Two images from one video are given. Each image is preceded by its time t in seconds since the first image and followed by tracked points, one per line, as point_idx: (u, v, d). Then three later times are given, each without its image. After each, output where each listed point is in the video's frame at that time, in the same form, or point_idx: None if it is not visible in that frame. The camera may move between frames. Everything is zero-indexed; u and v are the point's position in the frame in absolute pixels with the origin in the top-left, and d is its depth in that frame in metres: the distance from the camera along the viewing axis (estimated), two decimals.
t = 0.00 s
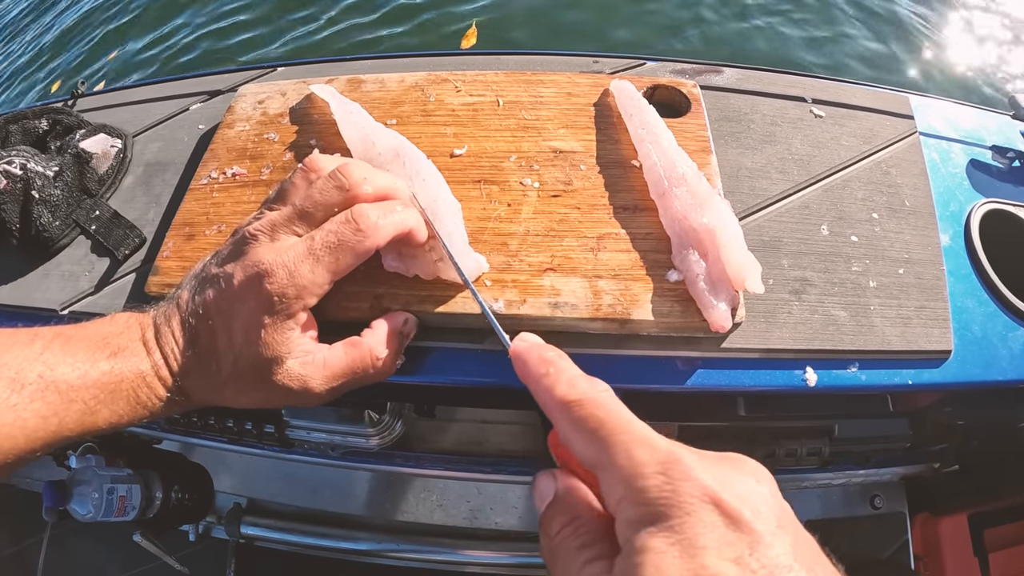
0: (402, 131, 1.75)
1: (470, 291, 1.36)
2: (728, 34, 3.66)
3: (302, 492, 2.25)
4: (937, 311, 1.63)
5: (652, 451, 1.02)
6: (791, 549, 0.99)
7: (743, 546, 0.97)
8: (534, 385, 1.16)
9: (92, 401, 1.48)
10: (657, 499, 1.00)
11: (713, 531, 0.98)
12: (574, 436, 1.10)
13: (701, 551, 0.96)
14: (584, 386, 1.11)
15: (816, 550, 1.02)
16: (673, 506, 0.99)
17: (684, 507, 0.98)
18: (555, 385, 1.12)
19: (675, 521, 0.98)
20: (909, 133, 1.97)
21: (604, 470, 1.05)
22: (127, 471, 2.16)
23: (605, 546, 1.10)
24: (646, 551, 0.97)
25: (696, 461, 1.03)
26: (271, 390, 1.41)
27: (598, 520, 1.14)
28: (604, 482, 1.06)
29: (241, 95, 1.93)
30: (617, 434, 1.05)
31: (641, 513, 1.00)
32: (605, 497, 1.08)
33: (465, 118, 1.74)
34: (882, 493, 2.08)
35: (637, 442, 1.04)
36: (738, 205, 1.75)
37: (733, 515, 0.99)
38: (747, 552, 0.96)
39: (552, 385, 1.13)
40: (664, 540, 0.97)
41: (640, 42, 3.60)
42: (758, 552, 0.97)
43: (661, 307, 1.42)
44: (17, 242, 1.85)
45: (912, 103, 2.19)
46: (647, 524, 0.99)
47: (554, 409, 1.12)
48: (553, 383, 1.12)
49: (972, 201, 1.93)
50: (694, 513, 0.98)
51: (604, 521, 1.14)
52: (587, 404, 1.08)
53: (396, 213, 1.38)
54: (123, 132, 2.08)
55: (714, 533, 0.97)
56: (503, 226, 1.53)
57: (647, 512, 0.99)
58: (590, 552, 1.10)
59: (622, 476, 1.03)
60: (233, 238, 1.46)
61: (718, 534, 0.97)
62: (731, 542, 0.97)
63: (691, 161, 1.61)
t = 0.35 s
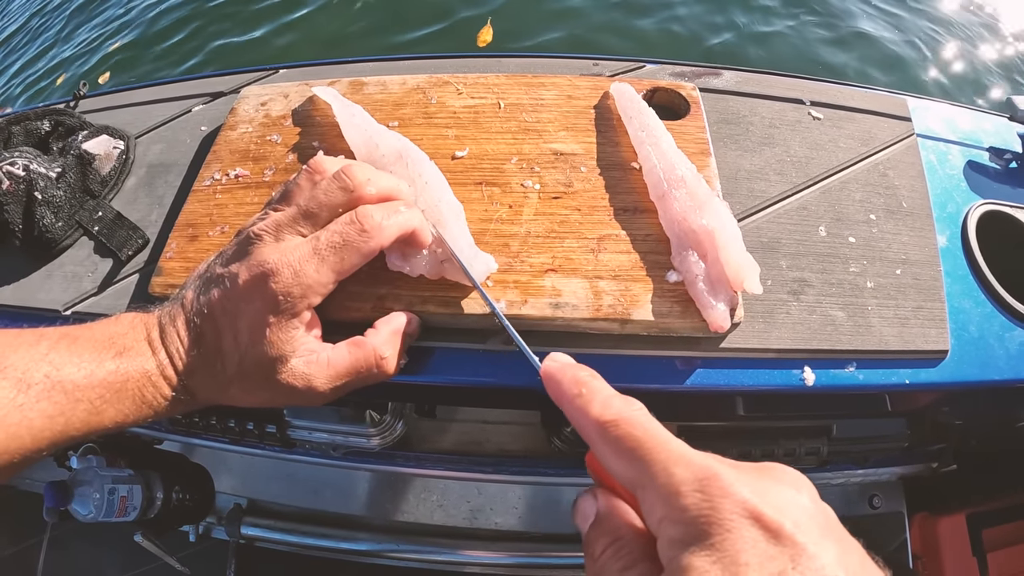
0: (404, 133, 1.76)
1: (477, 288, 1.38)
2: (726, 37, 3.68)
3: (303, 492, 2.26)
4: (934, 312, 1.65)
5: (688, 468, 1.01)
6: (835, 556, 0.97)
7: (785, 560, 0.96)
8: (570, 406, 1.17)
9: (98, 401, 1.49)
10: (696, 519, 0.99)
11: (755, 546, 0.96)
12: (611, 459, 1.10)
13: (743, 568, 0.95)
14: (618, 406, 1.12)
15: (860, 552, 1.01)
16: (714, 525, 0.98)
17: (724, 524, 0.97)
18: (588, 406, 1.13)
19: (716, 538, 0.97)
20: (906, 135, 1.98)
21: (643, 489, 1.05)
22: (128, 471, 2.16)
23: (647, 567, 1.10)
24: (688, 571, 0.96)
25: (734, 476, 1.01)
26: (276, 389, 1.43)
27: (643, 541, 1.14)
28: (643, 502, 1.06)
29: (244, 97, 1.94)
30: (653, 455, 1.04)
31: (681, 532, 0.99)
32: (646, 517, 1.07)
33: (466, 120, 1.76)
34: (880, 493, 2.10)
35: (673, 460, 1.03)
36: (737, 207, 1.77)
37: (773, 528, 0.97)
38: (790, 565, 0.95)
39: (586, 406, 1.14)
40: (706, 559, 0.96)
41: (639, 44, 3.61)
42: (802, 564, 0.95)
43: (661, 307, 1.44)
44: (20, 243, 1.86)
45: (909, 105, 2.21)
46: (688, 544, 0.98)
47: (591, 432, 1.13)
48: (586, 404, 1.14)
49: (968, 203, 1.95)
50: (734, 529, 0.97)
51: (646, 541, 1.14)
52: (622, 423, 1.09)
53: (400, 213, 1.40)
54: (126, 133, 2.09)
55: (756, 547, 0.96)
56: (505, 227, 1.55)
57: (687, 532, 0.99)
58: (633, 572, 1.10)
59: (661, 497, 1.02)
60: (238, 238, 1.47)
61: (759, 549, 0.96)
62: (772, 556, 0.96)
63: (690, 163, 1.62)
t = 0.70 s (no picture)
0: (402, 129, 1.76)
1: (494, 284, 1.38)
2: (727, 35, 3.67)
3: (301, 491, 2.26)
4: (934, 310, 1.64)
5: (725, 413, 0.98)
6: (870, 502, 0.96)
7: (833, 499, 0.92)
8: (592, 371, 1.16)
9: (93, 399, 1.48)
10: (740, 459, 0.94)
11: (803, 486, 0.92)
12: (639, 415, 1.07)
13: (796, 506, 0.90)
14: (643, 365, 1.11)
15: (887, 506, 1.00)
16: (760, 465, 0.93)
17: (771, 464, 0.93)
18: (614, 368, 1.13)
19: (764, 478, 0.92)
20: (905, 132, 1.98)
21: (677, 440, 1.01)
22: (126, 469, 2.17)
23: (681, 520, 1.05)
24: (739, 510, 0.91)
25: (770, 421, 0.99)
26: (271, 388, 1.42)
27: (669, 497, 1.09)
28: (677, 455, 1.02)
29: (241, 95, 1.94)
30: (685, 404, 1.02)
31: (725, 474, 0.94)
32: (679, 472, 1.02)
33: (464, 117, 1.75)
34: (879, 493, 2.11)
35: (707, 408, 1.00)
36: (736, 204, 1.76)
37: (817, 469, 0.94)
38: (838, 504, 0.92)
39: (610, 369, 1.13)
40: (757, 498, 0.91)
41: (639, 42, 3.60)
42: (848, 504, 0.92)
43: (659, 305, 1.43)
44: (16, 241, 1.85)
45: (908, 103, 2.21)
46: (734, 484, 0.93)
47: (617, 392, 1.11)
48: (611, 367, 1.13)
49: (968, 200, 1.95)
50: (781, 469, 0.93)
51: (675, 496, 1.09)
52: (651, 379, 1.07)
53: (394, 212, 1.40)
54: (122, 131, 2.08)
55: (804, 488, 0.92)
56: (502, 224, 1.54)
57: (732, 471, 0.93)
58: (668, 525, 1.04)
59: (697, 442, 0.98)
60: (233, 237, 1.46)
61: (808, 489, 0.92)
62: (821, 497, 0.92)
63: (689, 160, 1.62)
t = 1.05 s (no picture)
0: (411, 129, 1.74)
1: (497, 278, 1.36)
2: (731, 31, 3.65)
3: (300, 490, 2.25)
4: (937, 311, 1.64)
5: (718, 399, 0.94)
6: (868, 498, 0.90)
7: (825, 496, 0.87)
8: (582, 353, 1.13)
9: (91, 395, 1.47)
10: (732, 450, 0.89)
11: (795, 482, 0.87)
12: (627, 396, 1.03)
13: (785, 504, 0.85)
14: (632, 346, 1.07)
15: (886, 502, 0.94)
16: (752, 457, 0.89)
17: (764, 456, 0.88)
18: (602, 348, 1.09)
19: (756, 471, 0.88)
20: (908, 133, 1.97)
21: (665, 425, 0.97)
22: (126, 471, 2.16)
23: (665, 509, 1.00)
24: (728, 504, 0.86)
25: (765, 409, 0.94)
26: (270, 387, 1.42)
27: (654, 486, 1.05)
28: (665, 441, 0.97)
29: (253, 85, 1.93)
30: (675, 387, 0.98)
31: (715, 464, 0.89)
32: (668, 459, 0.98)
33: (475, 121, 1.74)
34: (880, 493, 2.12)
35: (699, 393, 0.96)
36: (740, 205, 1.75)
37: (811, 464, 0.89)
38: (831, 502, 0.87)
39: (598, 350, 1.10)
40: (747, 493, 0.86)
41: (644, 38, 3.59)
42: (841, 501, 0.87)
43: (662, 326, 1.41)
44: (15, 241, 1.84)
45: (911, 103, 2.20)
46: (724, 477, 0.88)
47: (605, 374, 1.08)
48: (599, 348, 1.09)
49: (971, 201, 1.94)
50: (774, 462, 0.88)
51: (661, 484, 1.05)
52: (641, 361, 1.03)
53: (395, 212, 1.38)
54: (121, 131, 2.06)
55: (795, 483, 0.87)
56: (506, 233, 1.53)
57: (723, 463, 0.89)
58: (651, 514, 0.99)
59: (688, 429, 0.94)
60: (234, 233, 1.45)
61: (800, 484, 0.87)
62: (812, 494, 0.87)
63: (702, 177, 1.60)
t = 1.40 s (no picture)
0: (412, 127, 1.74)
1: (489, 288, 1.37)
2: (731, 30, 3.65)
3: (299, 490, 2.25)
4: (939, 309, 1.63)
5: (707, 428, 0.96)
6: (851, 527, 0.93)
7: (807, 527, 0.91)
8: (575, 375, 1.13)
9: (87, 393, 1.46)
10: (717, 480, 0.92)
11: (778, 512, 0.91)
12: (619, 421, 1.05)
13: (766, 533, 0.89)
14: (625, 370, 1.08)
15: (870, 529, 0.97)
16: (736, 488, 0.92)
17: (747, 487, 0.91)
18: (595, 372, 1.09)
19: (739, 501, 0.91)
20: (910, 130, 1.96)
21: (655, 452, 0.99)
22: (126, 471, 2.16)
23: (654, 534, 1.03)
24: (710, 533, 0.89)
25: (752, 439, 0.96)
26: (269, 387, 1.41)
27: (646, 508, 1.07)
28: (654, 466, 1.00)
29: (253, 84, 1.92)
30: (665, 415, 0.99)
31: (701, 494, 0.92)
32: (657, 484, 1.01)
33: (476, 118, 1.73)
34: (882, 492, 2.12)
35: (689, 421, 0.98)
36: (742, 202, 1.74)
37: (794, 493, 0.92)
38: (813, 532, 0.90)
39: (592, 372, 1.10)
40: (730, 523, 0.90)
41: (644, 38, 3.58)
42: (823, 531, 0.91)
43: (664, 324, 1.40)
44: (13, 240, 1.83)
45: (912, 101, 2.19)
46: (708, 506, 0.91)
47: (598, 397, 1.08)
48: (593, 371, 1.10)
49: (973, 199, 1.93)
50: (757, 493, 0.91)
51: (652, 508, 1.08)
52: (634, 387, 1.04)
53: (397, 212, 1.37)
54: (120, 129, 2.05)
55: (778, 513, 0.91)
56: (507, 230, 1.52)
57: (708, 492, 0.92)
58: (641, 538, 1.03)
59: (676, 458, 0.96)
60: (234, 232, 1.45)
61: (782, 515, 0.91)
62: (794, 524, 0.91)
63: (703, 173, 1.60)
